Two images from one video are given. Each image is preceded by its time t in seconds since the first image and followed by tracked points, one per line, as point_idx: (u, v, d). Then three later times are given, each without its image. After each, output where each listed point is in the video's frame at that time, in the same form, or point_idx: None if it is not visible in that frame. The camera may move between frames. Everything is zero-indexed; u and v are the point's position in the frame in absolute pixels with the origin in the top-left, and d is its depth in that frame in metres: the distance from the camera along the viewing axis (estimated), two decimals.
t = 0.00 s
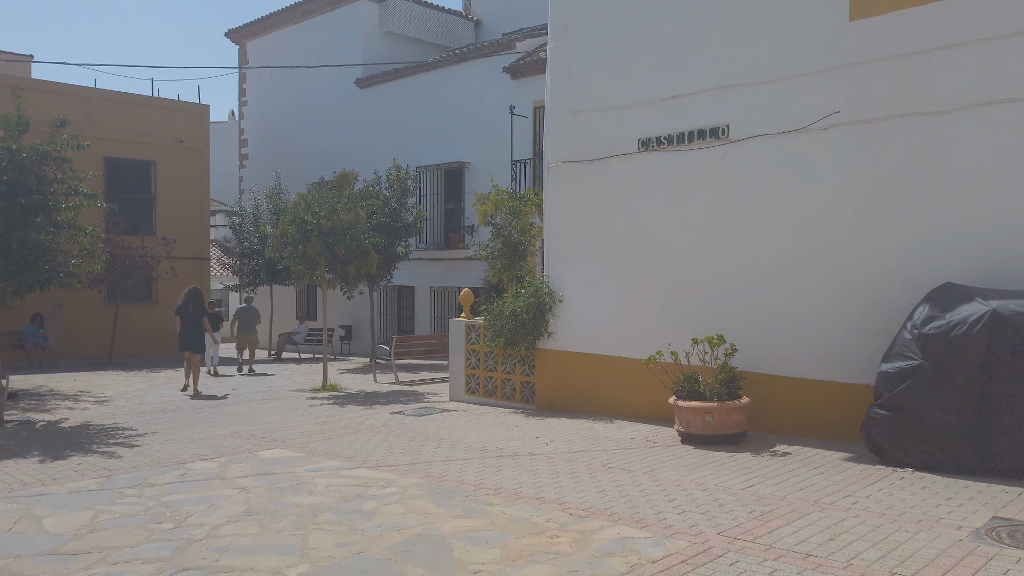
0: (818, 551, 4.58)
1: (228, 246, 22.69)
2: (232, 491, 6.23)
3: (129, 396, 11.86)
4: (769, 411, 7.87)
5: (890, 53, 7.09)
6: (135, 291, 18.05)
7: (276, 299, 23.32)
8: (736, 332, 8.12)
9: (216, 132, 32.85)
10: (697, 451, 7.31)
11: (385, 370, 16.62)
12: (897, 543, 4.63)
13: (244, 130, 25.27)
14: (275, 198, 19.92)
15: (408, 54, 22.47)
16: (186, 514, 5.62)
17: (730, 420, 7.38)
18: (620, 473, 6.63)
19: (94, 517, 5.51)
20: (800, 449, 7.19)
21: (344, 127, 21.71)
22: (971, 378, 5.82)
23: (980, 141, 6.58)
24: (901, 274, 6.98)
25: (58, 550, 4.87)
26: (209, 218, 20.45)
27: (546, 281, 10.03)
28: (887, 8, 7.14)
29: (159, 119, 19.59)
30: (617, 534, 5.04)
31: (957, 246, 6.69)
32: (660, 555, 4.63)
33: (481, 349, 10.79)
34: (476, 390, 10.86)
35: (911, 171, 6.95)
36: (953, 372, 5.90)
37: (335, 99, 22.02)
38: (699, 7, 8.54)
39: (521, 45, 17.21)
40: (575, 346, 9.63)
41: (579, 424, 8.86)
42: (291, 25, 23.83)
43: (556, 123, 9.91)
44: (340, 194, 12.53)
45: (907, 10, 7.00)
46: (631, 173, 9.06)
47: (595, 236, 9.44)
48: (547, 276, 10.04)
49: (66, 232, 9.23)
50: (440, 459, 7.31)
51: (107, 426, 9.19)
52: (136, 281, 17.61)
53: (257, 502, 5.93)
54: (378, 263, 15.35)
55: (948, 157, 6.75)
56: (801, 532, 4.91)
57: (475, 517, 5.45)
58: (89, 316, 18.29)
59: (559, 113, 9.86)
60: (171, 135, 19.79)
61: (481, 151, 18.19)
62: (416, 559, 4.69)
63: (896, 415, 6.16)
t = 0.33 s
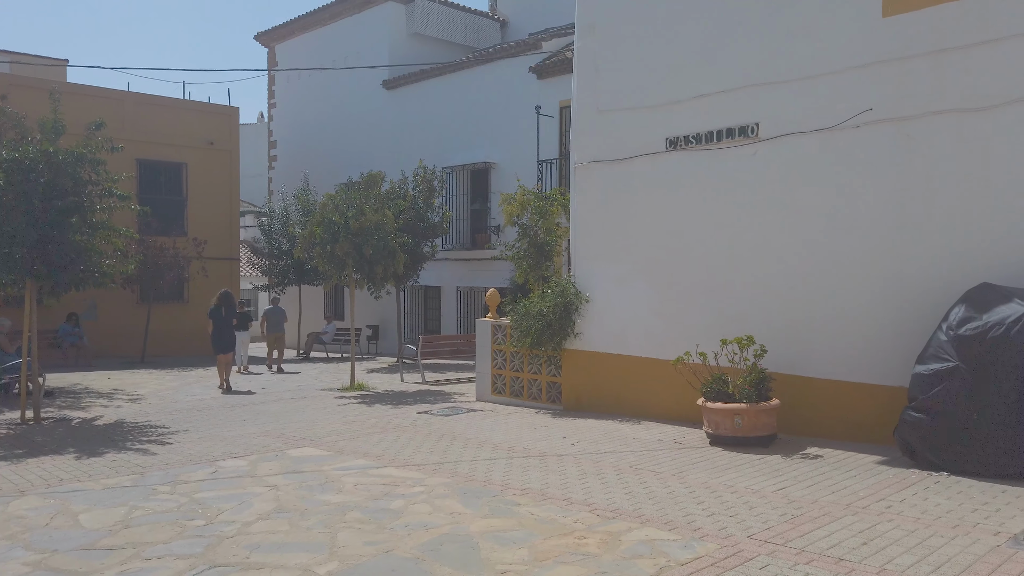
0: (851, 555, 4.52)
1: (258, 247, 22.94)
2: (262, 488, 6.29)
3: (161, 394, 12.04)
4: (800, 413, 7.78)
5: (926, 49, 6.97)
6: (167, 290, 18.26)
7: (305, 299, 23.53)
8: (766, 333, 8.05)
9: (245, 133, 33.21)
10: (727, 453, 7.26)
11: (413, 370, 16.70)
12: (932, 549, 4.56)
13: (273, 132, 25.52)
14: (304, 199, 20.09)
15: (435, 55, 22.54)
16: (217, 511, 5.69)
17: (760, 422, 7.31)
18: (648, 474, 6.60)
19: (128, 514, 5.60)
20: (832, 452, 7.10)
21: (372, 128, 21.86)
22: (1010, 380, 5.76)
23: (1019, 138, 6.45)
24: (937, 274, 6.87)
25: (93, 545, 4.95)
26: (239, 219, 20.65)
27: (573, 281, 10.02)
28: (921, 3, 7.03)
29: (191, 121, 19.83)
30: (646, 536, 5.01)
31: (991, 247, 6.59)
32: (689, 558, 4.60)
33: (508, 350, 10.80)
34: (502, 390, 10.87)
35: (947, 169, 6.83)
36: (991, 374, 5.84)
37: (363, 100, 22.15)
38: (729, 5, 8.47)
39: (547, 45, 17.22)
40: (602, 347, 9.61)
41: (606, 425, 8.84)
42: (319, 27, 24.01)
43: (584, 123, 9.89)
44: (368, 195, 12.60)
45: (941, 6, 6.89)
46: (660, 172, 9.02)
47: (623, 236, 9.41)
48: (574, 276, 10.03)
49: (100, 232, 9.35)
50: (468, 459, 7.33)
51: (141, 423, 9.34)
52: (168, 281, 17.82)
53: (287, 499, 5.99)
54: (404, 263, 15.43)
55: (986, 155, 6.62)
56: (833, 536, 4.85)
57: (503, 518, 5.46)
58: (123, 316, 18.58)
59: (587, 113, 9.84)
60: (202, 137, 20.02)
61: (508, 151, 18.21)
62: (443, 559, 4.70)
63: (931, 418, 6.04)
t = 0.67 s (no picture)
0: (885, 560, 4.47)
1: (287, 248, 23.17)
2: (292, 486, 6.35)
3: (192, 393, 12.20)
4: (832, 416, 7.67)
5: (959, 45, 6.86)
6: (198, 289, 18.49)
7: (333, 299, 23.72)
8: (797, 334, 7.96)
9: (274, 135, 33.54)
10: (756, 456, 7.20)
11: (440, 369, 16.76)
12: (968, 554, 4.49)
13: (302, 134, 25.76)
14: (332, 199, 20.25)
15: (462, 55, 22.60)
16: (248, 508, 5.75)
17: (790, 424, 7.24)
18: (676, 476, 6.56)
19: (161, 510, 5.68)
20: (863, 455, 7.01)
21: (399, 129, 21.98)
22: None
23: None
24: (971, 273, 6.76)
25: (127, 541, 5.02)
26: (269, 220, 20.85)
27: (599, 282, 9.98)
28: None
29: (221, 124, 20.07)
30: (674, 538, 4.98)
31: None
32: (718, 561, 4.57)
33: (534, 350, 10.79)
34: (529, 390, 10.87)
35: (981, 166, 6.72)
36: None
37: (390, 101, 22.27)
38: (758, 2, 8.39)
39: (574, 45, 17.21)
40: (629, 348, 9.56)
41: (633, 426, 8.79)
42: (347, 29, 24.17)
43: (610, 123, 9.86)
44: (395, 196, 12.67)
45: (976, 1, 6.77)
46: (686, 172, 8.97)
47: (650, 237, 9.36)
48: (600, 277, 10.00)
49: (133, 233, 9.49)
50: (494, 459, 7.34)
51: (172, 421, 9.47)
52: (200, 281, 18.04)
53: (315, 498, 6.04)
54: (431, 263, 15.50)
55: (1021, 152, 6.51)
56: (866, 540, 4.79)
57: (531, 518, 5.46)
58: (155, 316, 18.85)
59: (613, 113, 9.81)
60: (232, 139, 20.26)
61: (534, 151, 18.20)
62: (471, 558, 4.71)
63: (967, 421, 5.96)
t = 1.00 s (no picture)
0: (916, 566, 4.41)
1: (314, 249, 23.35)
2: (318, 485, 6.40)
3: (220, 392, 12.35)
4: (862, 419, 7.58)
5: (996, 41, 6.74)
6: (226, 289, 18.68)
7: (359, 299, 23.89)
8: (826, 334, 7.88)
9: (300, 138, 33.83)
10: (784, 459, 7.13)
11: (464, 370, 16.80)
12: (1003, 561, 4.41)
13: (328, 135, 25.96)
14: (358, 199, 20.38)
15: (487, 57, 22.64)
16: (275, 507, 5.80)
17: (819, 427, 7.17)
18: (703, 478, 6.52)
19: (191, 508, 5.76)
20: (894, 459, 6.92)
21: (425, 130, 22.04)
22: None
23: None
24: (1006, 272, 6.64)
25: (158, 538, 5.09)
26: (296, 220, 21.01)
27: (625, 282, 9.95)
28: None
29: (250, 126, 20.29)
30: (701, 541, 4.95)
31: None
32: (746, 565, 4.53)
33: (559, 351, 10.78)
34: (553, 391, 10.85)
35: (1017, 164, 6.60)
36: None
37: (415, 102, 22.37)
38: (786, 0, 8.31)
39: (598, 45, 17.18)
40: (655, 349, 9.52)
41: (660, 428, 8.75)
42: (372, 31, 24.31)
43: (636, 123, 9.82)
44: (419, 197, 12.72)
45: None
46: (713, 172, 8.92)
47: (676, 237, 9.32)
48: (626, 277, 9.97)
49: (164, 234, 9.63)
50: (520, 460, 7.35)
51: (201, 420, 9.60)
52: (228, 281, 18.23)
53: (342, 497, 6.09)
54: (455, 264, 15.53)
55: None
56: (897, 546, 4.73)
57: (556, 520, 5.45)
58: (185, 316, 19.09)
59: (638, 112, 9.77)
60: (260, 141, 20.47)
61: (559, 152, 18.17)
62: (496, 559, 4.72)
63: (1000, 425, 5.91)
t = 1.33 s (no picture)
0: (945, 571, 4.35)
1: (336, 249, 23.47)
2: (341, 484, 6.44)
3: (245, 390, 12.46)
4: (889, 421, 7.50)
5: None
6: (250, 289, 18.81)
7: (381, 299, 24.00)
8: (851, 336, 7.80)
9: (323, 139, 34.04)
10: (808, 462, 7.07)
11: (485, 370, 16.82)
12: None
13: (351, 136, 26.09)
14: (380, 200, 20.47)
15: (508, 57, 22.64)
16: (299, 505, 5.85)
17: (845, 429, 7.10)
18: (726, 481, 6.47)
19: (215, 506, 5.81)
20: (921, 462, 6.84)
21: (448, 130, 22.08)
22: None
23: None
24: None
25: (184, 535, 5.14)
26: (318, 220, 21.14)
27: (647, 282, 9.92)
28: None
29: (273, 127, 20.45)
30: (725, 543, 4.92)
31: None
32: (771, 567, 4.50)
33: (580, 351, 10.76)
34: (574, 391, 10.83)
35: None
36: None
37: (437, 103, 22.42)
38: None
39: (620, 45, 17.12)
40: (678, 349, 9.48)
41: (682, 429, 8.70)
42: (394, 32, 24.39)
43: (658, 122, 9.80)
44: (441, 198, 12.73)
45: None
46: (736, 171, 8.88)
47: (698, 237, 9.29)
48: (648, 278, 9.94)
49: (190, 235, 9.74)
50: (541, 460, 7.34)
51: (226, 418, 9.68)
52: (252, 281, 18.37)
53: (365, 496, 6.12)
54: (477, 264, 15.55)
55: None
56: (925, 550, 4.68)
57: (578, 520, 5.44)
58: (210, 315, 19.29)
59: (661, 112, 9.75)
60: (284, 142, 20.62)
61: (581, 152, 18.12)
62: (518, 560, 4.72)
63: None
